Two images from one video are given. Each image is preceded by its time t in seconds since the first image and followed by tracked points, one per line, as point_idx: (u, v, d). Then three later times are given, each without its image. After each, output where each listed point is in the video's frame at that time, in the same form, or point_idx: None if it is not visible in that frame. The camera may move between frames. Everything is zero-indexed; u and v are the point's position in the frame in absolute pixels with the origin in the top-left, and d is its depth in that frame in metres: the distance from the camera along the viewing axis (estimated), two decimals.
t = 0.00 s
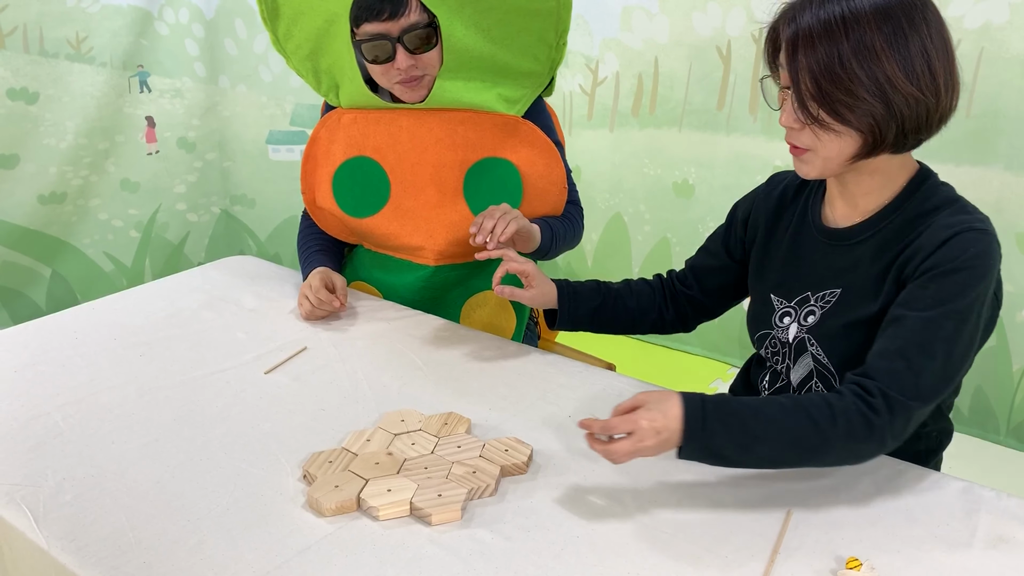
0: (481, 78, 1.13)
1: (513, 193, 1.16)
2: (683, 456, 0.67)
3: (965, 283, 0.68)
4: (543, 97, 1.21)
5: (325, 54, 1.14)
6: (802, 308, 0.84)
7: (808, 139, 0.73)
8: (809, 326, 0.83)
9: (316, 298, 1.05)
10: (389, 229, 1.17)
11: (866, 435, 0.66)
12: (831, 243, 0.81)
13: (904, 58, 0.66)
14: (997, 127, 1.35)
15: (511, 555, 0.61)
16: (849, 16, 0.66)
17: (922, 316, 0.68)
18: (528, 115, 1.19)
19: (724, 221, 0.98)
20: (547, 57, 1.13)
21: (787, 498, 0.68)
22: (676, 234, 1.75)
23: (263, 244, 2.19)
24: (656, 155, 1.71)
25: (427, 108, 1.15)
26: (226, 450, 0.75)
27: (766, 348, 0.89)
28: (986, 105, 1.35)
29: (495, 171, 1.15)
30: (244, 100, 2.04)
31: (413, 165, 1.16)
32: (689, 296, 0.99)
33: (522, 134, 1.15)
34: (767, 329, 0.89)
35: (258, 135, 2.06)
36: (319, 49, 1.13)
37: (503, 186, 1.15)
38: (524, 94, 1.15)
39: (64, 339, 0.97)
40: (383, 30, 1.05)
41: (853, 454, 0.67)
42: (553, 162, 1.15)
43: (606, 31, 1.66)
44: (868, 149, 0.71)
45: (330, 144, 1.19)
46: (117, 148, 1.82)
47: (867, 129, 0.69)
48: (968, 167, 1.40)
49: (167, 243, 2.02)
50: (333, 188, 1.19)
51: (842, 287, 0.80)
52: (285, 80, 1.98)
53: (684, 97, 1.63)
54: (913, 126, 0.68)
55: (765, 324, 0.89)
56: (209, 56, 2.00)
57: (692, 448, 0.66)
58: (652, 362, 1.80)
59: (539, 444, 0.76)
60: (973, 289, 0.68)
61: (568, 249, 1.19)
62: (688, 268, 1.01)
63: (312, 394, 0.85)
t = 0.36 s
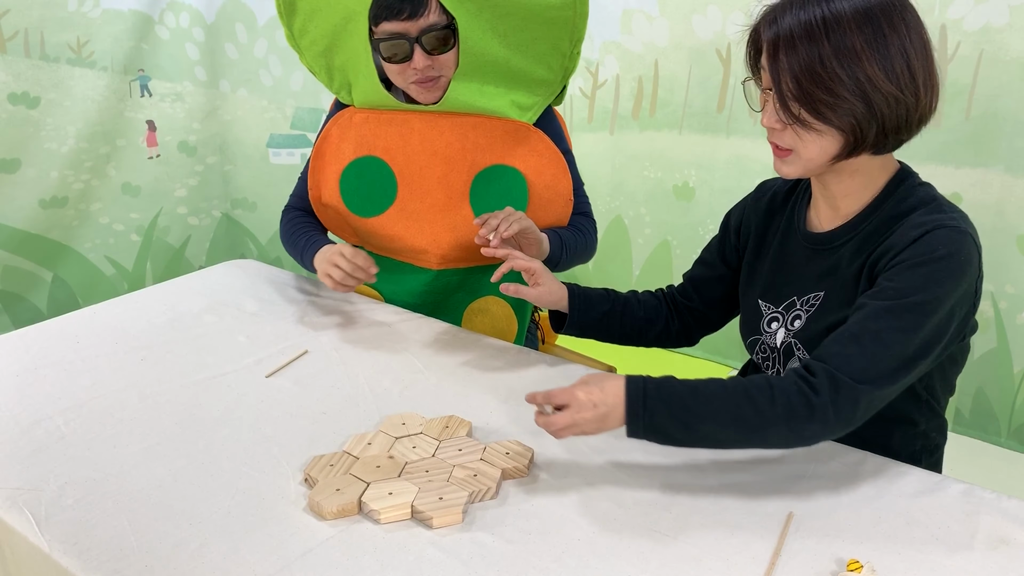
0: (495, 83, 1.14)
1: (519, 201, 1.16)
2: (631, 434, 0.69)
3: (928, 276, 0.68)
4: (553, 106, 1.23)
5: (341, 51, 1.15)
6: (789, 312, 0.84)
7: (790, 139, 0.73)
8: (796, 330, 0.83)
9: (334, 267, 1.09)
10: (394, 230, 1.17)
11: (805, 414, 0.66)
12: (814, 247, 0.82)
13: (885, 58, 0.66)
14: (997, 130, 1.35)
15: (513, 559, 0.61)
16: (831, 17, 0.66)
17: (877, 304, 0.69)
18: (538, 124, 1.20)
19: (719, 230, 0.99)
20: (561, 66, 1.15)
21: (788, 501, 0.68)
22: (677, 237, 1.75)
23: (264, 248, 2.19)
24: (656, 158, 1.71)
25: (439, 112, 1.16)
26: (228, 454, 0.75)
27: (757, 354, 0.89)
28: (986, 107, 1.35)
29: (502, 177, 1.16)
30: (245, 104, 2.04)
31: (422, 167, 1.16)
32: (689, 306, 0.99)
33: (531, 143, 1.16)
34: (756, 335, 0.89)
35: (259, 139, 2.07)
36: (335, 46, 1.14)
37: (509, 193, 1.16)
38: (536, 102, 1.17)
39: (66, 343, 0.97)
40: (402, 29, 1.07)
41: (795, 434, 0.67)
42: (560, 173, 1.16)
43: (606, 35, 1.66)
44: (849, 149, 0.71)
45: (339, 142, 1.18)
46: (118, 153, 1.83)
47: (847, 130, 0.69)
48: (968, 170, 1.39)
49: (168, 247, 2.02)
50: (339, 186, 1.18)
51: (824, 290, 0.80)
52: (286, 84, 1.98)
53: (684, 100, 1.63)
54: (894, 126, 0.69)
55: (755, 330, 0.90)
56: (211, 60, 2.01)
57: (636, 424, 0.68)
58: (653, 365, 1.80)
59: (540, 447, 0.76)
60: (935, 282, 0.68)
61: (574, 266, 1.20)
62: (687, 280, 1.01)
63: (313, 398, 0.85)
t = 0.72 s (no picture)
0: (503, 86, 1.14)
1: (516, 206, 1.13)
2: (589, 400, 0.75)
3: (893, 271, 0.69)
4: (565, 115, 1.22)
5: (353, 51, 1.18)
6: (776, 318, 0.85)
7: (765, 143, 0.74)
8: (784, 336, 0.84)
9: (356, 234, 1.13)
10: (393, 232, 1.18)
11: (749, 389, 0.69)
12: (797, 252, 0.83)
13: (859, 66, 0.66)
14: (999, 132, 1.34)
15: (515, 561, 0.61)
16: (807, 24, 0.66)
17: (839, 292, 0.70)
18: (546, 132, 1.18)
19: (712, 235, 0.98)
20: (569, 72, 1.15)
21: (789, 503, 0.68)
22: (678, 239, 1.75)
23: (266, 251, 2.19)
24: (657, 160, 1.71)
25: (444, 114, 1.17)
26: (230, 456, 0.75)
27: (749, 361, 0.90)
28: (987, 109, 1.34)
29: (502, 181, 1.14)
30: (247, 107, 2.04)
31: (423, 169, 1.17)
32: (685, 313, 0.98)
33: (533, 148, 1.14)
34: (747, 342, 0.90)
35: (260, 142, 2.07)
36: (348, 45, 1.18)
37: (506, 198, 1.14)
38: (544, 108, 1.16)
39: (68, 346, 0.98)
40: (411, 29, 1.08)
41: (740, 408, 0.70)
42: (561, 180, 1.13)
43: (607, 38, 1.67)
44: (823, 155, 0.72)
45: (346, 143, 1.21)
46: (120, 156, 1.83)
47: (821, 135, 0.70)
48: (969, 172, 1.39)
49: (170, 250, 2.02)
50: (342, 185, 1.21)
51: (807, 294, 0.81)
52: (288, 87, 1.99)
53: (685, 103, 1.63)
54: (867, 133, 0.69)
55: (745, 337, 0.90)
56: (212, 64, 2.01)
57: (590, 390, 0.74)
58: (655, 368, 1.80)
59: (542, 450, 0.76)
60: (898, 277, 0.68)
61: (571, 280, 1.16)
62: (680, 287, 1.01)
63: (316, 401, 0.86)
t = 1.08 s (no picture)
0: (504, 91, 1.14)
1: (512, 212, 1.13)
2: (595, 404, 0.76)
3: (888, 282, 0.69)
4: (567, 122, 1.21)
5: (359, 52, 1.20)
6: (770, 325, 0.85)
7: (753, 153, 0.74)
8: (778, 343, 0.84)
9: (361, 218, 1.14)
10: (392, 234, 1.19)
11: (750, 407, 0.70)
12: (789, 261, 0.83)
13: (844, 75, 0.66)
14: (1001, 135, 1.35)
15: (519, 562, 0.62)
16: (791, 34, 0.66)
17: (834, 304, 0.70)
18: (546, 139, 1.17)
19: (703, 243, 0.98)
20: (570, 79, 1.15)
21: (792, 505, 0.68)
22: (681, 242, 1.75)
23: (270, 253, 2.20)
24: (660, 163, 1.71)
25: (446, 119, 1.17)
26: (235, 457, 0.76)
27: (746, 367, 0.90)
28: (989, 112, 1.35)
29: (499, 187, 1.13)
30: (251, 110, 2.04)
31: (423, 172, 1.17)
32: (680, 321, 0.97)
33: (531, 155, 1.12)
34: (743, 348, 0.90)
35: (264, 145, 2.07)
36: (355, 46, 1.19)
37: (503, 204, 1.13)
38: (545, 114, 1.16)
39: (74, 348, 0.98)
40: (411, 32, 1.08)
41: (742, 425, 0.71)
42: (558, 188, 1.11)
43: (610, 40, 1.67)
44: (812, 163, 0.72)
45: (352, 145, 1.22)
46: (125, 159, 1.84)
47: (809, 144, 0.70)
48: (972, 175, 1.39)
49: (174, 252, 2.03)
50: (347, 187, 1.23)
51: (801, 301, 0.82)
52: (292, 90, 1.99)
53: (689, 106, 1.63)
54: (854, 141, 0.69)
55: (741, 343, 0.90)
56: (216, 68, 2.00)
57: (598, 395, 0.75)
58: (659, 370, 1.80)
59: (546, 452, 0.77)
60: (892, 287, 0.69)
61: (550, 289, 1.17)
62: (674, 294, 0.99)
63: (320, 403, 0.86)
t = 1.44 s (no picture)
0: (504, 90, 1.14)
1: (512, 212, 1.13)
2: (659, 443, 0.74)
3: (925, 299, 0.69)
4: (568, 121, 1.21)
5: (361, 53, 1.20)
6: (778, 332, 0.84)
7: (762, 163, 0.73)
8: (788, 350, 0.84)
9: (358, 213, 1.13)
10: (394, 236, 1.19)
11: (824, 451, 0.69)
12: (797, 268, 0.82)
13: (856, 80, 0.66)
14: (1004, 136, 1.34)
15: (521, 562, 0.62)
16: (802, 41, 0.66)
17: (876, 332, 0.69)
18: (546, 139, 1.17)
19: (698, 245, 0.96)
20: (570, 77, 1.15)
21: (794, 506, 0.68)
22: (684, 243, 1.75)
23: (273, 254, 2.20)
24: (663, 164, 1.71)
25: (446, 119, 1.17)
26: (239, 458, 0.76)
27: (753, 373, 0.90)
28: (993, 113, 1.34)
29: (500, 186, 1.13)
30: (254, 112, 2.04)
31: (424, 172, 1.18)
32: (674, 325, 0.96)
33: (530, 155, 1.12)
34: (748, 356, 0.89)
35: (267, 147, 2.07)
36: (356, 47, 1.20)
37: (503, 204, 1.13)
38: (546, 113, 1.16)
39: (79, 349, 0.99)
40: (412, 30, 1.08)
41: (814, 468, 0.69)
42: (557, 187, 1.11)
43: (613, 42, 1.67)
44: (822, 173, 0.72)
45: (353, 146, 1.23)
46: (129, 160, 1.85)
47: (820, 153, 0.69)
48: (974, 176, 1.39)
49: (179, 254, 2.03)
50: (348, 188, 1.23)
51: (811, 309, 0.81)
52: (296, 92, 2.00)
53: (692, 107, 1.63)
54: (865, 149, 0.69)
55: (746, 349, 0.90)
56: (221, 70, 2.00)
57: (663, 435, 0.73)
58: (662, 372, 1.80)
59: (549, 453, 0.77)
60: (930, 301, 0.69)
61: (551, 289, 1.17)
62: (667, 297, 0.97)
63: (323, 404, 0.86)
